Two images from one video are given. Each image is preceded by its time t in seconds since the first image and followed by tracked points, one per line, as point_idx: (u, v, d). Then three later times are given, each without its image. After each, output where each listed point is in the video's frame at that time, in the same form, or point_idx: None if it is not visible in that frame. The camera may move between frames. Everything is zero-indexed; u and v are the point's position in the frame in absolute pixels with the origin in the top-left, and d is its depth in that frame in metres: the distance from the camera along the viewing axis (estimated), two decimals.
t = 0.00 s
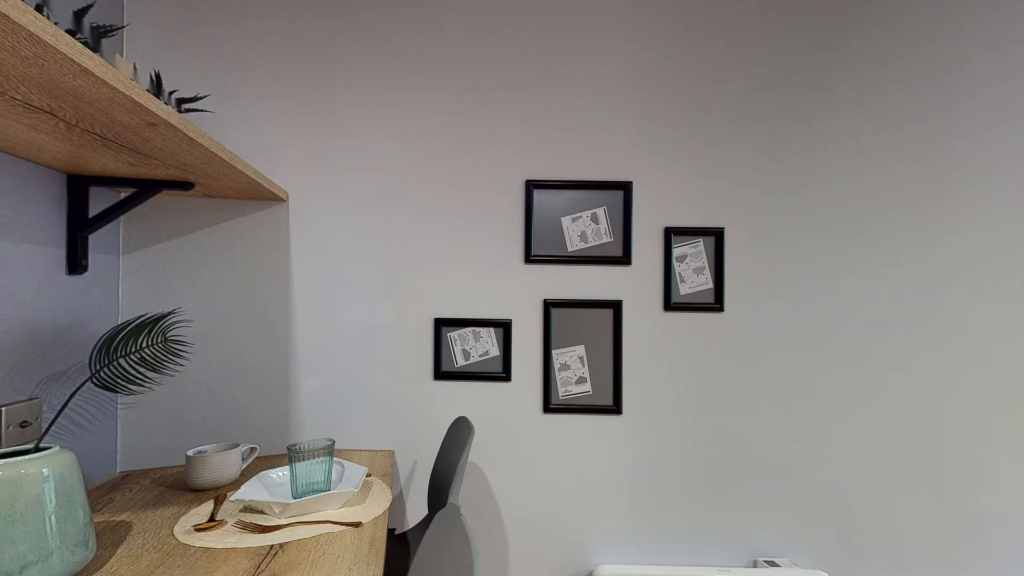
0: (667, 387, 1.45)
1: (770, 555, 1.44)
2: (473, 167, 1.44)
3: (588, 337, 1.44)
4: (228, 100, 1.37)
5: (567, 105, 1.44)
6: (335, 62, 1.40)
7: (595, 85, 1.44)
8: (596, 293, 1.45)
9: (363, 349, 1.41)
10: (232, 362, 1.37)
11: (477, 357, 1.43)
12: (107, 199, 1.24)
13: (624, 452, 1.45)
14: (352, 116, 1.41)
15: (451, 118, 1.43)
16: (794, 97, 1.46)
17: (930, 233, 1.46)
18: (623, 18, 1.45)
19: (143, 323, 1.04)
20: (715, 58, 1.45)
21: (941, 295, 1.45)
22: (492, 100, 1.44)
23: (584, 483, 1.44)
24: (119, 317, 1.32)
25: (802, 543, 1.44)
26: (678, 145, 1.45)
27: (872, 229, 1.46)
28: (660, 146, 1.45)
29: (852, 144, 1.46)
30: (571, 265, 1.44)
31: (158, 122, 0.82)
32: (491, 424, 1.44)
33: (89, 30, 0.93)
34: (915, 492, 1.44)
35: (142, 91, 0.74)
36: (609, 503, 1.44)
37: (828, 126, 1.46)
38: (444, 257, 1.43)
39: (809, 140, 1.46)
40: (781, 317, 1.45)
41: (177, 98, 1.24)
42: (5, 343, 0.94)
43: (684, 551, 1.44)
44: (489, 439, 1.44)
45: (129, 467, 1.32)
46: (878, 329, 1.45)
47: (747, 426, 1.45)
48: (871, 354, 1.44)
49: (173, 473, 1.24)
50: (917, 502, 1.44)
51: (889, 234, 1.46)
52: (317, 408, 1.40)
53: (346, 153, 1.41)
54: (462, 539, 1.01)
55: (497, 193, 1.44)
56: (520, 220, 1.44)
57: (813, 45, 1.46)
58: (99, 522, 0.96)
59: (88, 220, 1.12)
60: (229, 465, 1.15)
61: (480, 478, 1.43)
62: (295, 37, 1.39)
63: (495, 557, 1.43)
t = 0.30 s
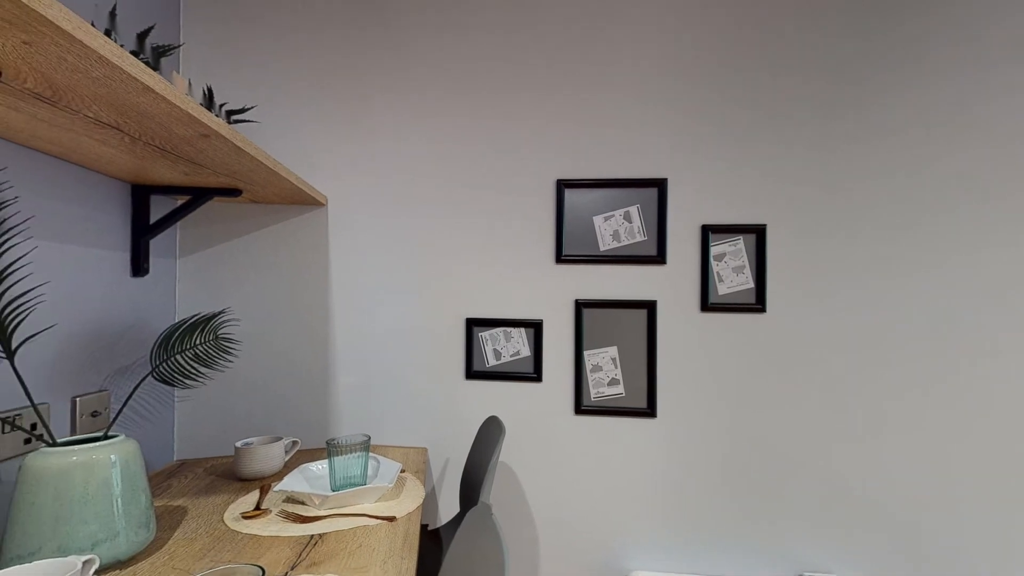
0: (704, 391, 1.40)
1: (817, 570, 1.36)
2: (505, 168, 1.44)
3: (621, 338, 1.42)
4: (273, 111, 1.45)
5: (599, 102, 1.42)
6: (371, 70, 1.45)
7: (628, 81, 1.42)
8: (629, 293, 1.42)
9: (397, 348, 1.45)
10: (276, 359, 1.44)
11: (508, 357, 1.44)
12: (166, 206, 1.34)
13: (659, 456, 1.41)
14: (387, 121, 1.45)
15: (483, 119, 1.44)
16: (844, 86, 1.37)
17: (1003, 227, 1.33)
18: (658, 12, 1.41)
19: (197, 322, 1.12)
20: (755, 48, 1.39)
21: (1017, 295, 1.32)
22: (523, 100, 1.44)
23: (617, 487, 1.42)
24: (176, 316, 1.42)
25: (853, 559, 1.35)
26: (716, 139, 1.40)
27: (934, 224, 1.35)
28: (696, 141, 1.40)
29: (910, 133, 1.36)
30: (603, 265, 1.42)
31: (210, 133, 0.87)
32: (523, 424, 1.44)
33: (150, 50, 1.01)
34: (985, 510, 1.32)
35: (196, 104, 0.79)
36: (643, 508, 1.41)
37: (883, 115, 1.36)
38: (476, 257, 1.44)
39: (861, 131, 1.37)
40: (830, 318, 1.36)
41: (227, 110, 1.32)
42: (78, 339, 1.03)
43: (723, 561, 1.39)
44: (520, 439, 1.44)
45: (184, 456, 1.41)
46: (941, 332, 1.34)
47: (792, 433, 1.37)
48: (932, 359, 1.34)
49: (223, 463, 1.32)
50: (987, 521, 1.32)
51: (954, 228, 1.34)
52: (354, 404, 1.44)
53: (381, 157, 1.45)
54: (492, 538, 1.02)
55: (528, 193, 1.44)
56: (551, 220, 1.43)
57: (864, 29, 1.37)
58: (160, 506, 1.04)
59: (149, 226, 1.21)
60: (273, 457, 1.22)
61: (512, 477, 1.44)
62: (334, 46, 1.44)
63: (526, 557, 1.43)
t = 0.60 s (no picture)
0: (744, 395, 1.34)
1: None
2: (535, 168, 1.44)
3: (655, 339, 1.38)
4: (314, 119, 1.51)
5: (632, 99, 1.39)
6: (405, 76, 1.48)
7: (663, 76, 1.38)
8: (664, 293, 1.38)
9: (430, 347, 1.47)
10: (316, 356, 1.51)
11: (539, 357, 1.43)
12: (217, 212, 1.43)
13: (696, 462, 1.36)
14: (421, 124, 1.48)
15: (513, 120, 1.45)
16: (900, 70, 1.28)
17: None
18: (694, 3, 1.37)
19: (244, 321, 1.18)
20: (800, 35, 1.32)
21: None
22: (554, 99, 1.43)
23: (651, 492, 1.38)
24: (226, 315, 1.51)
25: None
26: (757, 133, 1.33)
27: (1007, 217, 1.23)
28: (736, 135, 1.35)
29: (977, 119, 1.25)
30: (636, 265, 1.39)
31: (256, 142, 0.92)
32: (554, 425, 1.43)
33: (203, 66, 1.08)
34: None
35: (244, 115, 0.84)
36: (679, 516, 1.37)
37: (945, 100, 1.26)
38: (507, 258, 1.45)
39: (920, 118, 1.27)
40: (885, 320, 1.27)
41: (272, 120, 1.39)
42: (141, 336, 1.11)
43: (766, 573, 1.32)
44: (552, 440, 1.43)
45: (233, 447, 1.50)
46: (1015, 335, 1.22)
47: (841, 442, 1.29)
48: (1004, 365, 1.22)
49: (268, 454, 1.39)
50: None
51: None
52: (389, 401, 1.48)
53: (415, 160, 1.48)
54: (523, 538, 1.02)
55: (559, 193, 1.43)
56: (582, 219, 1.42)
57: (923, 8, 1.27)
58: (211, 493, 1.11)
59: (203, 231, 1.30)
60: (314, 451, 1.27)
61: (543, 478, 1.43)
62: (371, 53, 1.48)
63: (558, 559, 1.42)
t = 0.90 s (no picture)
0: (787, 401, 1.27)
1: None
2: (567, 167, 1.43)
3: (691, 341, 1.34)
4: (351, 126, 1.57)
5: (667, 93, 1.36)
6: (437, 80, 1.51)
7: (699, 69, 1.34)
8: (701, 293, 1.33)
9: (461, 346, 1.49)
10: (353, 355, 1.56)
11: (570, 358, 1.42)
12: (263, 217, 1.51)
13: (735, 469, 1.31)
14: (453, 127, 1.50)
15: (544, 120, 1.44)
16: (967, 50, 1.17)
17: None
18: None
19: (287, 320, 1.24)
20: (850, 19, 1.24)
21: None
22: (586, 97, 1.42)
23: (687, 498, 1.34)
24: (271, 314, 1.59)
25: None
26: (802, 124, 1.27)
27: None
28: (778, 128, 1.28)
29: None
30: (671, 264, 1.35)
31: (298, 149, 0.96)
32: (586, 426, 1.41)
33: (250, 79, 1.14)
34: None
35: (287, 124, 0.88)
36: (717, 524, 1.32)
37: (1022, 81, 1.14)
38: (538, 258, 1.44)
39: (991, 101, 1.16)
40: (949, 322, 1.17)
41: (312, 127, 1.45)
42: (195, 334, 1.19)
43: None
44: (583, 442, 1.41)
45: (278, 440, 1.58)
46: None
47: (898, 453, 1.20)
48: None
49: (309, 448, 1.45)
50: None
51: None
52: (422, 399, 1.52)
53: (447, 163, 1.50)
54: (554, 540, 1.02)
55: (591, 192, 1.41)
56: (615, 218, 1.39)
57: None
58: (257, 483, 1.17)
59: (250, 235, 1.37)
60: (351, 446, 1.32)
61: (574, 480, 1.42)
62: (404, 59, 1.52)
63: (590, 563, 1.40)
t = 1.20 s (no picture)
0: (837, 408, 1.20)
1: None
2: (599, 166, 1.41)
3: (731, 343, 1.29)
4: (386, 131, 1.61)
5: (703, 87, 1.32)
6: (469, 82, 1.53)
7: (738, 60, 1.29)
8: (741, 293, 1.28)
9: (493, 346, 1.50)
10: (388, 353, 1.60)
11: (603, 359, 1.40)
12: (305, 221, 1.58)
13: (779, 478, 1.25)
14: (485, 128, 1.51)
15: (576, 119, 1.43)
16: None
17: None
18: None
19: (326, 319, 1.29)
20: None
21: None
22: (619, 94, 1.40)
23: (727, 506, 1.29)
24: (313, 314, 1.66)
25: None
26: (852, 113, 1.19)
27: None
28: (825, 119, 1.22)
29: None
30: (709, 263, 1.31)
31: (336, 155, 1.00)
32: (619, 430, 1.39)
33: (293, 89, 1.20)
34: None
35: (327, 131, 0.92)
36: (758, 534, 1.26)
37: None
38: (569, 258, 1.43)
39: None
40: None
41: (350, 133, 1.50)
42: (242, 332, 1.26)
43: None
44: (616, 445, 1.39)
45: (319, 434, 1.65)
46: None
47: (965, 466, 1.10)
48: None
49: (347, 443, 1.50)
50: None
51: None
52: (455, 398, 1.54)
53: (478, 164, 1.51)
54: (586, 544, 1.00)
55: (624, 190, 1.39)
56: (649, 217, 1.36)
57: None
58: (299, 475, 1.23)
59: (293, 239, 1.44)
60: (386, 442, 1.35)
61: (607, 484, 1.39)
62: (438, 62, 1.55)
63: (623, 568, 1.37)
